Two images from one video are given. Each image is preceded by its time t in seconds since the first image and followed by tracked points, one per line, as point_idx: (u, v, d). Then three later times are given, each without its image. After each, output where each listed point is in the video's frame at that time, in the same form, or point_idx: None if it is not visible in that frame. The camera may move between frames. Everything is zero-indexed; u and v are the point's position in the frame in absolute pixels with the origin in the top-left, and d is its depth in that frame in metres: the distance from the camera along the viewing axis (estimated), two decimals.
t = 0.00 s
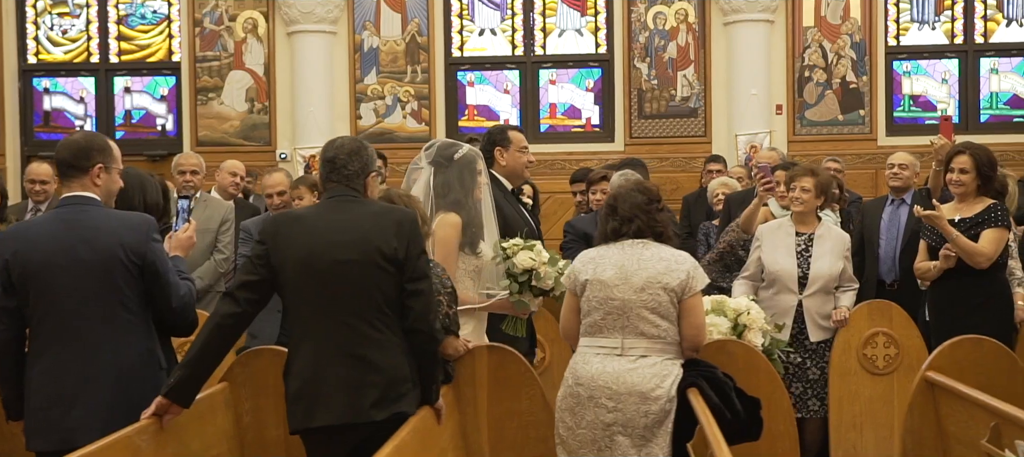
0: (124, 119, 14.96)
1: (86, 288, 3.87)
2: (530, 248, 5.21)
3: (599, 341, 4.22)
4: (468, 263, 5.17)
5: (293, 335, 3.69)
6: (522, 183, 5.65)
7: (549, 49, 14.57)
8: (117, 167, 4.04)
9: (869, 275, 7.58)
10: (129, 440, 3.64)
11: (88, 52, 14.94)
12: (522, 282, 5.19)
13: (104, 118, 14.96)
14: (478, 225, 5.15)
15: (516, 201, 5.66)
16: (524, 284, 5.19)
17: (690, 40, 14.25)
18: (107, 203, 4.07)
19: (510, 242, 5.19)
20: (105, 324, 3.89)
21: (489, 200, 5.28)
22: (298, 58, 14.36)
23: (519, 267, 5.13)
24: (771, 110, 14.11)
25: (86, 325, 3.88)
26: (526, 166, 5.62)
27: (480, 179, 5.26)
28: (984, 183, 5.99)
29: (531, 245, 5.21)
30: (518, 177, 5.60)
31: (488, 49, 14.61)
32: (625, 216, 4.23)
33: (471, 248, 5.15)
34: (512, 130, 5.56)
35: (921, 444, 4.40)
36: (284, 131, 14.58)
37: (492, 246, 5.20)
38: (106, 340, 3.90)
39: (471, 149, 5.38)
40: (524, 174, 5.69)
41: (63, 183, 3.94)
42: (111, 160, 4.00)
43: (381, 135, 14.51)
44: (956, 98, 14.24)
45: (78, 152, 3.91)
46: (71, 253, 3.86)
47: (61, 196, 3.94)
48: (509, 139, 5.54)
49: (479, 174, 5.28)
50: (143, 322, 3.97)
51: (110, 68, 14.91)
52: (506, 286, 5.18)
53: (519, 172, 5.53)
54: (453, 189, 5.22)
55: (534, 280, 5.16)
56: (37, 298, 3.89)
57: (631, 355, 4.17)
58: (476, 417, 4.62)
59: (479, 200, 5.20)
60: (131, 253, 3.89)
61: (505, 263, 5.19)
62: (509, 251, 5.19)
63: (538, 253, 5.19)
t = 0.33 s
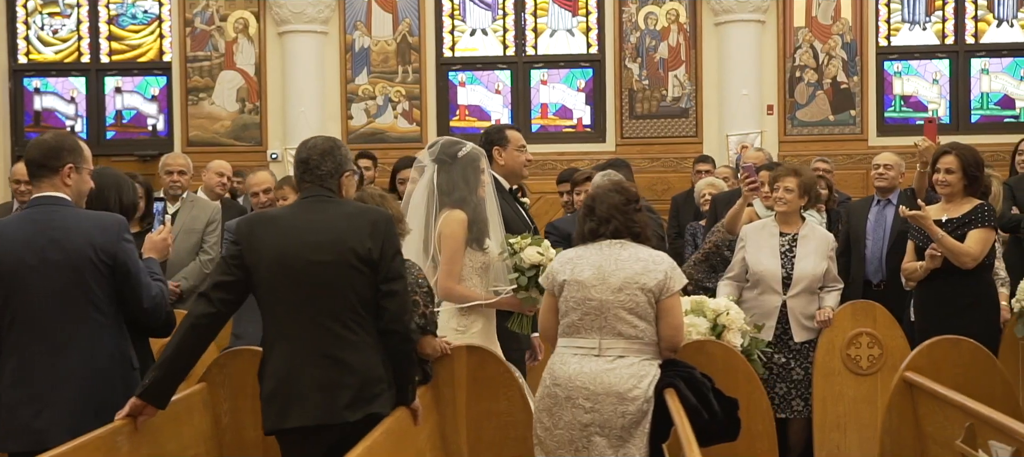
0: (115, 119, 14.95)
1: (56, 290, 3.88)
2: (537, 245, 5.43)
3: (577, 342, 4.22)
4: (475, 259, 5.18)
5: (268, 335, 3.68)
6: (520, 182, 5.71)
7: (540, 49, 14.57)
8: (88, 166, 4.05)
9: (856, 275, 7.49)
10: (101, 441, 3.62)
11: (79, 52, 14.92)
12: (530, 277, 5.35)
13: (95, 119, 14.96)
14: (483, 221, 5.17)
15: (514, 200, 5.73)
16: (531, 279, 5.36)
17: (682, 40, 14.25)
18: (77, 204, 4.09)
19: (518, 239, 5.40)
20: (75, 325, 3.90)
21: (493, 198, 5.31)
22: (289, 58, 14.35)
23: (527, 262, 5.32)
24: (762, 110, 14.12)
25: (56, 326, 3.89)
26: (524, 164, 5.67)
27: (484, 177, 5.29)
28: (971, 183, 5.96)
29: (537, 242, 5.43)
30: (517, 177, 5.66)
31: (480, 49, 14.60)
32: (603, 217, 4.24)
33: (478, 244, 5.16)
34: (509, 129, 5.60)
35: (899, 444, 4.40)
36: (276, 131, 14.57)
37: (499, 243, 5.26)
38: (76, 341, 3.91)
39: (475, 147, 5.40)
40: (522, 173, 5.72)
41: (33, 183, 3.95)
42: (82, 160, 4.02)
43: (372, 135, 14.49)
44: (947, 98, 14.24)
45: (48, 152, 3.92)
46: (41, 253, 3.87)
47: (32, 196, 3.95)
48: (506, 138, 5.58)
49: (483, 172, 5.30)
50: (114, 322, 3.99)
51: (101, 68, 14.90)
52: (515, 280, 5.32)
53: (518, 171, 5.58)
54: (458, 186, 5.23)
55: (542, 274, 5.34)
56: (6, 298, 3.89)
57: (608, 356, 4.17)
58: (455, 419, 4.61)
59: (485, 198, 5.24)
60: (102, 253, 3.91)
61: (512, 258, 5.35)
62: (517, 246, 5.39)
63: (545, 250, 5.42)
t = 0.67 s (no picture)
0: (105, 119, 14.95)
1: (27, 289, 3.87)
2: (537, 243, 5.43)
3: (554, 342, 4.21)
4: (474, 258, 5.21)
5: (244, 335, 3.70)
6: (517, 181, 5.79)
7: (531, 49, 14.56)
8: (61, 166, 4.06)
9: (842, 276, 7.45)
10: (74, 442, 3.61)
11: (68, 52, 14.90)
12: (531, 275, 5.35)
13: (85, 118, 14.95)
14: (483, 220, 5.20)
15: (512, 200, 5.81)
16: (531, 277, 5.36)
17: (672, 40, 14.24)
18: (50, 204, 4.09)
19: (518, 237, 5.38)
20: (49, 325, 3.90)
21: (494, 197, 5.33)
22: (279, 58, 14.32)
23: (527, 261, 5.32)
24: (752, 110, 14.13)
25: (28, 324, 3.88)
26: (520, 164, 5.76)
27: (485, 176, 5.30)
28: (957, 184, 5.95)
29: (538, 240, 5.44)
30: (514, 175, 5.75)
31: (470, 49, 14.60)
32: (580, 217, 4.24)
33: (478, 242, 5.20)
34: (505, 129, 5.69)
35: (878, 444, 4.40)
36: (266, 131, 14.55)
37: (499, 242, 5.27)
38: (50, 341, 3.90)
39: (475, 146, 5.39)
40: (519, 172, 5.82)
41: (5, 183, 3.96)
42: (54, 160, 4.03)
43: (362, 135, 14.49)
44: (937, 98, 14.26)
45: (19, 152, 3.93)
46: (13, 254, 3.87)
47: (4, 198, 3.95)
48: (502, 138, 5.67)
49: (483, 172, 5.31)
50: (88, 322, 3.98)
51: (90, 68, 14.89)
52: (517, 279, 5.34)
53: (515, 170, 5.67)
54: (458, 185, 5.23)
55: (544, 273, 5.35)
56: None
57: (586, 356, 4.16)
58: (434, 419, 4.60)
59: (485, 197, 5.25)
60: (75, 254, 3.92)
61: (513, 257, 5.35)
62: (518, 245, 5.38)
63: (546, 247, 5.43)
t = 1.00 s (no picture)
0: (95, 119, 14.95)
1: (4, 287, 3.87)
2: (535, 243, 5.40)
3: (533, 342, 4.21)
4: (473, 254, 5.19)
5: (220, 336, 3.78)
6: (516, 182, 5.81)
7: (521, 49, 14.56)
8: (36, 166, 4.06)
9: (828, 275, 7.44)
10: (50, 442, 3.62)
11: (58, 52, 14.88)
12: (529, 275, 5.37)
13: (75, 118, 14.94)
14: (483, 217, 5.20)
15: (510, 201, 5.84)
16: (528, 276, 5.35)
17: (662, 40, 14.25)
18: (25, 203, 4.09)
19: (515, 236, 5.36)
20: (24, 323, 3.90)
21: (494, 194, 5.34)
22: (269, 58, 14.31)
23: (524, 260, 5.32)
24: (742, 111, 14.14)
25: (4, 324, 3.88)
26: (519, 165, 5.75)
27: (485, 173, 5.32)
28: (944, 184, 5.93)
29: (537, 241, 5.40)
30: (512, 177, 5.75)
31: (461, 49, 14.60)
32: (558, 217, 4.24)
33: (476, 239, 5.19)
34: (503, 130, 5.68)
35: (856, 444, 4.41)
36: (256, 131, 14.55)
37: (497, 239, 5.25)
38: (26, 340, 3.90)
39: (476, 142, 5.40)
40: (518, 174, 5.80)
41: None
42: (28, 159, 4.03)
43: (353, 135, 14.49)
44: (926, 98, 14.29)
45: None
46: None
47: None
48: (501, 140, 5.66)
49: (483, 169, 5.32)
50: (64, 321, 3.99)
51: (80, 67, 14.88)
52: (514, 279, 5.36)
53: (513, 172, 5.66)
54: (458, 182, 5.26)
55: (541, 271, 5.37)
56: None
57: (564, 356, 4.16)
58: (414, 420, 4.57)
59: (484, 194, 5.25)
60: (50, 253, 3.92)
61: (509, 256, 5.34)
62: (514, 244, 5.36)
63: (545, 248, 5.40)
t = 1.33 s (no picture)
0: (85, 119, 14.94)
1: None
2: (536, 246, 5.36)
3: (511, 342, 4.21)
4: (472, 254, 5.16)
5: (194, 337, 3.83)
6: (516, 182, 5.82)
7: (512, 49, 14.57)
8: (12, 166, 4.07)
9: (813, 275, 7.45)
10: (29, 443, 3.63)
11: (48, 52, 14.86)
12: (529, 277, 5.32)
13: (65, 118, 14.92)
14: (483, 217, 5.18)
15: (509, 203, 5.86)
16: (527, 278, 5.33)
17: (652, 40, 14.27)
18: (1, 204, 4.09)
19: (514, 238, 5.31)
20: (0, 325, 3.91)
21: (493, 195, 5.33)
22: (259, 58, 14.30)
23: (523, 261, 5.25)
24: (732, 111, 14.15)
25: None
26: (519, 168, 5.77)
27: (484, 174, 5.29)
28: (930, 185, 5.91)
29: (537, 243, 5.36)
30: (514, 178, 5.76)
31: (451, 49, 14.59)
32: (537, 217, 4.24)
33: (476, 239, 5.16)
34: (505, 133, 5.66)
35: (835, 444, 4.41)
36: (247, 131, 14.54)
37: (496, 239, 5.22)
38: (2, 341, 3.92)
39: (476, 142, 5.36)
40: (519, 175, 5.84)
41: None
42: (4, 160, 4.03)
43: (343, 135, 14.50)
44: (916, 99, 14.32)
45: None
46: None
47: None
48: (503, 142, 5.64)
49: (483, 169, 5.29)
50: (40, 321, 4.00)
51: (70, 67, 14.86)
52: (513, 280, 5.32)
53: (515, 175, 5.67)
54: (459, 182, 5.23)
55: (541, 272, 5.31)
56: None
57: (542, 356, 4.16)
58: (393, 419, 4.57)
59: (484, 195, 5.24)
60: (26, 255, 3.92)
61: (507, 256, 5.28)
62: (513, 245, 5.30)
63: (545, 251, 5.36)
